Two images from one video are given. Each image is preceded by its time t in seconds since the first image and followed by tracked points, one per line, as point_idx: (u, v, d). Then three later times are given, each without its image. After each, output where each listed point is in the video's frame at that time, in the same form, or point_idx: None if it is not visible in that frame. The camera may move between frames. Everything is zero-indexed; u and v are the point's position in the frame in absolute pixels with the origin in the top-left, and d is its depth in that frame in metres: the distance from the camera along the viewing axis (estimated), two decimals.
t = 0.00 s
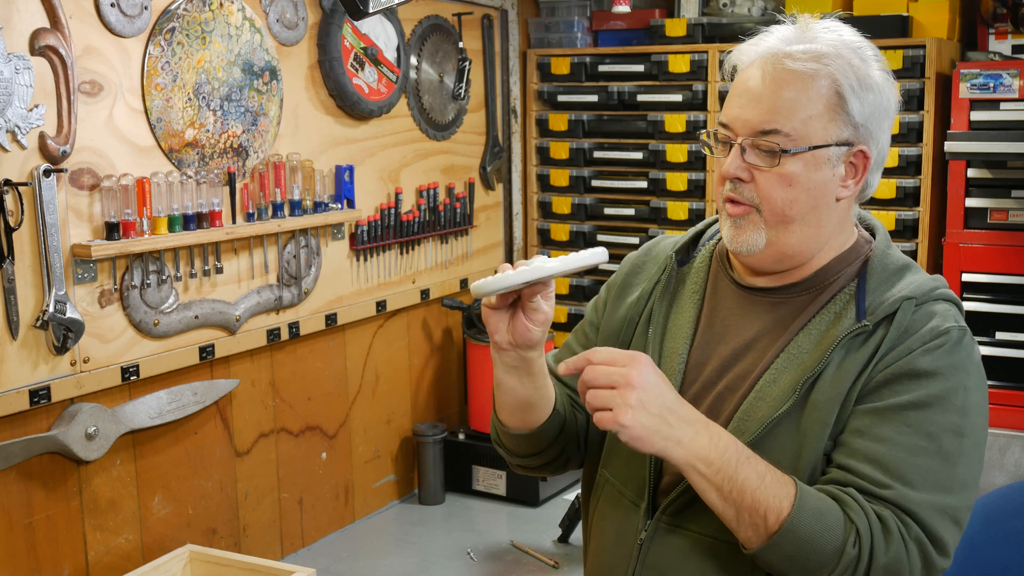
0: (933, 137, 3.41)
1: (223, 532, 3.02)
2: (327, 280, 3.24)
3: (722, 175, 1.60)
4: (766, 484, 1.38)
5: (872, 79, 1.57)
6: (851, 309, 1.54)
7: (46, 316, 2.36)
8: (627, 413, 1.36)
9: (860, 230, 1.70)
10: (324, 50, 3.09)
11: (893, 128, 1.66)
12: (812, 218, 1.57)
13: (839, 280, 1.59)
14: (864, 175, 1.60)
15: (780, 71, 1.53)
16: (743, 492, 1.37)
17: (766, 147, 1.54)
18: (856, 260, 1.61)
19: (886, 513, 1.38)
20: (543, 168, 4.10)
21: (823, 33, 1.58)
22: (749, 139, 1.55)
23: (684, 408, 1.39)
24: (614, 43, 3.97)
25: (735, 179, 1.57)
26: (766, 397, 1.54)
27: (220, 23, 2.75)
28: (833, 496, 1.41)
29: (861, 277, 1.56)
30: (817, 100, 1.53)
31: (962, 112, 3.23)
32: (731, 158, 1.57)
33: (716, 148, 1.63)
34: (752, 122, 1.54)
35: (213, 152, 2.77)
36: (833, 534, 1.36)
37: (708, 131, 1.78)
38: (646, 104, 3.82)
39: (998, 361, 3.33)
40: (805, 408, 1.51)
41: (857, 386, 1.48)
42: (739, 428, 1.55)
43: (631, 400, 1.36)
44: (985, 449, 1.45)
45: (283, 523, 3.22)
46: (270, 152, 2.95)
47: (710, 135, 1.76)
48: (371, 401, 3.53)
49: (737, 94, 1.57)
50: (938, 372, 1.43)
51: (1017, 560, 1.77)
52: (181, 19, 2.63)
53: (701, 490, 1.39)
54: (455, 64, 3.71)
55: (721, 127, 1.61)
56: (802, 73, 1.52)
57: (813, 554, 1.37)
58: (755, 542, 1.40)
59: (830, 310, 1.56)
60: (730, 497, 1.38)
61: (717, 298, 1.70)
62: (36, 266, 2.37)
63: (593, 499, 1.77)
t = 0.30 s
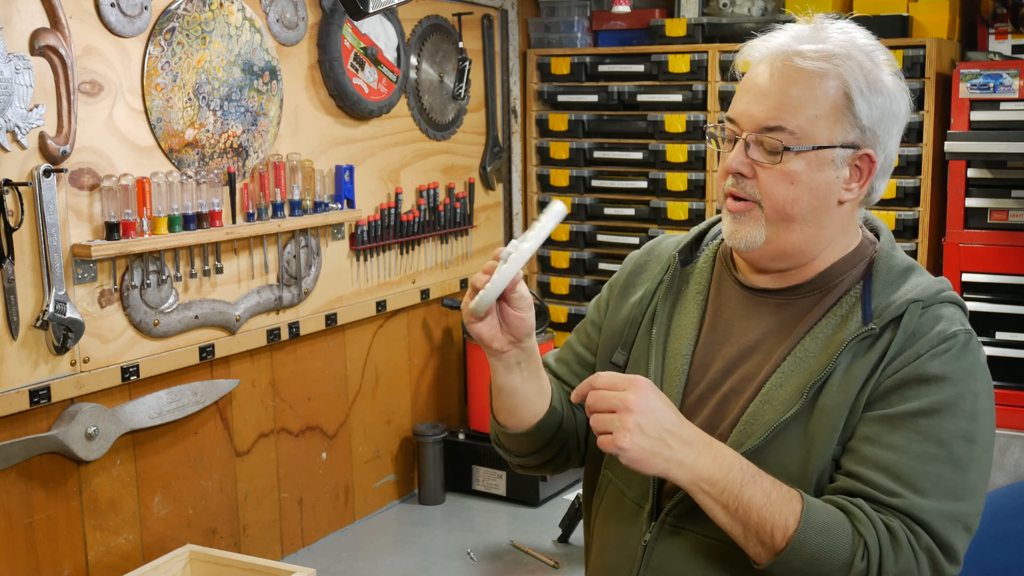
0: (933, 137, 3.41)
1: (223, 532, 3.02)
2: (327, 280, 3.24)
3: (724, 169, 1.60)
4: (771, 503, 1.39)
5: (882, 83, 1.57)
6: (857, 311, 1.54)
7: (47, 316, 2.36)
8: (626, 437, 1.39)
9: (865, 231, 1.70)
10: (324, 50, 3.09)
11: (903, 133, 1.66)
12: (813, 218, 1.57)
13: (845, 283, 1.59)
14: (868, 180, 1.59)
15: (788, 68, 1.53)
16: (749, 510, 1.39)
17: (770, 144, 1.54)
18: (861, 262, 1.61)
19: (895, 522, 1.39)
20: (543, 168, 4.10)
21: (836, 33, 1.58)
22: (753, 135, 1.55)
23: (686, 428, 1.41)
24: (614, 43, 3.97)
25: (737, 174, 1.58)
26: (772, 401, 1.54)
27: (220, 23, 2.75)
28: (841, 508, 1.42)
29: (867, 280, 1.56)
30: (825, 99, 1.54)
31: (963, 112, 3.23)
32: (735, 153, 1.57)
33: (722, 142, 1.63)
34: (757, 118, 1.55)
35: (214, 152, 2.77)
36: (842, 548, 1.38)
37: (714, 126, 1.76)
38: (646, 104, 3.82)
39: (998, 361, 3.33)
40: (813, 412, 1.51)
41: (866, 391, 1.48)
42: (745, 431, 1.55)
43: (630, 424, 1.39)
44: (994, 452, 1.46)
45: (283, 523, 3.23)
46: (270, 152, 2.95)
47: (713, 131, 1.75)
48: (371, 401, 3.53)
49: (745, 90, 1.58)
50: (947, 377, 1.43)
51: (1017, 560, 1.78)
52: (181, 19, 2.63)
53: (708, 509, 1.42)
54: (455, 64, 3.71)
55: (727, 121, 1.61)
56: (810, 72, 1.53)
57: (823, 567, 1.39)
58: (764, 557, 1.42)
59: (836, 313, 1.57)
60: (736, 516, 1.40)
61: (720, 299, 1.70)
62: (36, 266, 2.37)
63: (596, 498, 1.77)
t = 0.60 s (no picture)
0: (933, 138, 3.41)
1: (223, 532, 3.02)
2: (327, 280, 3.24)
3: (725, 168, 1.60)
4: (781, 512, 1.40)
5: (887, 85, 1.57)
6: (864, 313, 1.54)
7: (46, 316, 2.36)
8: (630, 454, 1.40)
9: (869, 233, 1.70)
10: (324, 50, 3.09)
11: (907, 136, 1.66)
12: (813, 219, 1.57)
13: (850, 284, 1.59)
14: (870, 182, 1.59)
15: (791, 67, 1.53)
16: (758, 520, 1.40)
17: (772, 143, 1.54)
18: (865, 263, 1.61)
19: (906, 526, 1.40)
20: (543, 168, 4.10)
21: (842, 34, 1.58)
22: (754, 134, 1.55)
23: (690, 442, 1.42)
24: (614, 43, 3.97)
25: (738, 173, 1.58)
26: (780, 403, 1.54)
27: (220, 23, 2.75)
28: (851, 514, 1.42)
29: (873, 281, 1.56)
30: (828, 100, 1.54)
31: (963, 112, 3.23)
32: (736, 151, 1.57)
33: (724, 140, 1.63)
34: (760, 117, 1.55)
35: (213, 152, 2.77)
36: (852, 556, 1.39)
37: (715, 127, 1.76)
38: (646, 104, 3.82)
39: (998, 361, 3.33)
40: (821, 414, 1.52)
41: (873, 393, 1.48)
42: (753, 432, 1.55)
43: (634, 441, 1.40)
44: (1002, 453, 1.47)
45: (283, 524, 3.22)
46: (270, 152, 2.95)
47: (716, 129, 1.75)
48: (371, 401, 3.53)
49: (749, 89, 1.58)
50: (956, 380, 1.43)
51: (1016, 560, 1.79)
52: (181, 19, 2.63)
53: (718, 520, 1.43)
54: (455, 64, 3.71)
55: (728, 120, 1.61)
56: (813, 72, 1.53)
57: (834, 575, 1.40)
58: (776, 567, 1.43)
59: (843, 315, 1.57)
60: (746, 526, 1.41)
61: (724, 300, 1.70)
62: (36, 266, 2.37)
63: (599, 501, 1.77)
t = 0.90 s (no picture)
0: (933, 138, 3.41)
1: (223, 532, 3.02)
2: (327, 280, 3.24)
3: (728, 167, 1.60)
4: (786, 508, 1.40)
5: (887, 83, 1.57)
6: (867, 312, 1.54)
7: (47, 316, 2.36)
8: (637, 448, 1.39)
9: (871, 232, 1.70)
10: (324, 50, 3.09)
11: (909, 135, 1.66)
12: (817, 218, 1.57)
13: (852, 283, 1.59)
14: (873, 181, 1.59)
15: (790, 67, 1.53)
16: (763, 516, 1.40)
17: (774, 143, 1.55)
18: (868, 263, 1.61)
19: (910, 523, 1.40)
20: (543, 168, 4.10)
21: (841, 33, 1.58)
22: (757, 133, 1.55)
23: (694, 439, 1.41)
24: (614, 43, 3.97)
25: (741, 173, 1.58)
26: (783, 403, 1.54)
27: (220, 23, 2.75)
28: (856, 511, 1.42)
29: (876, 279, 1.56)
30: (826, 99, 1.53)
31: (963, 112, 3.23)
32: (739, 151, 1.57)
33: (726, 139, 1.63)
34: (762, 116, 1.55)
35: (214, 152, 2.77)
36: (857, 552, 1.39)
37: (716, 127, 1.75)
38: (646, 104, 3.82)
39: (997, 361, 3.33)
40: (825, 413, 1.51)
41: (876, 392, 1.48)
42: (757, 433, 1.55)
43: (639, 437, 1.40)
44: (1005, 452, 1.47)
45: (283, 523, 3.23)
46: (270, 153, 2.95)
47: (717, 130, 1.74)
48: (371, 400, 3.53)
49: (749, 89, 1.58)
50: (959, 378, 1.44)
51: (1017, 561, 1.79)
52: (182, 19, 2.63)
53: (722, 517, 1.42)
54: (455, 63, 3.71)
55: (730, 120, 1.61)
56: (815, 71, 1.53)
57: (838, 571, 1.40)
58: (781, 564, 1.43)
59: (846, 314, 1.57)
60: (751, 522, 1.41)
61: (726, 300, 1.70)
62: (37, 266, 2.37)
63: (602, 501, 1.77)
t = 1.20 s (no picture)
0: (933, 137, 3.41)
1: (223, 532, 3.02)
2: (327, 281, 3.24)
3: (731, 169, 1.60)
4: (791, 485, 1.40)
5: (889, 82, 1.57)
6: (869, 312, 1.54)
7: (47, 316, 2.36)
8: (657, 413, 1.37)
9: (873, 232, 1.70)
10: (324, 50, 3.09)
11: (910, 133, 1.66)
12: (821, 218, 1.57)
13: (855, 284, 1.59)
14: (877, 180, 1.60)
15: (792, 68, 1.53)
16: (770, 493, 1.39)
17: (777, 144, 1.54)
18: (870, 263, 1.61)
19: (912, 516, 1.40)
20: (543, 168, 4.10)
21: (843, 33, 1.58)
22: (760, 134, 1.55)
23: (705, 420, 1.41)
24: (614, 43, 3.97)
25: (744, 174, 1.58)
26: (785, 402, 1.54)
27: (220, 23, 2.75)
28: (858, 501, 1.42)
29: (878, 280, 1.56)
30: (828, 100, 1.53)
31: (963, 112, 3.23)
32: (742, 153, 1.57)
33: (729, 141, 1.62)
34: (765, 117, 1.54)
35: (214, 152, 2.77)
36: (859, 537, 1.39)
37: (719, 127, 1.75)
38: (646, 104, 3.82)
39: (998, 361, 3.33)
40: (826, 413, 1.51)
41: (878, 392, 1.48)
42: (759, 432, 1.55)
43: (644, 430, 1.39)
44: (1006, 452, 1.47)
45: (283, 524, 3.22)
46: (270, 152, 2.95)
47: (720, 132, 1.74)
48: (371, 401, 3.53)
49: (752, 90, 1.58)
50: (961, 377, 1.43)
51: (1017, 560, 1.79)
52: (181, 19, 2.63)
53: (729, 495, 1.40)
54: (455, 64, 3.71)
55: (732, 122, 1.61)
56: (818, 71, 1.53)
57: (840, 555, 1.39)
58: (784, 546, 1.41)
59: (848, 314, 1.57)
60: (759, 498, 1.39)
61: (729, 300, 1.70)
62: (36, 266, 2.37)
63: (603, 503, 1.77)
